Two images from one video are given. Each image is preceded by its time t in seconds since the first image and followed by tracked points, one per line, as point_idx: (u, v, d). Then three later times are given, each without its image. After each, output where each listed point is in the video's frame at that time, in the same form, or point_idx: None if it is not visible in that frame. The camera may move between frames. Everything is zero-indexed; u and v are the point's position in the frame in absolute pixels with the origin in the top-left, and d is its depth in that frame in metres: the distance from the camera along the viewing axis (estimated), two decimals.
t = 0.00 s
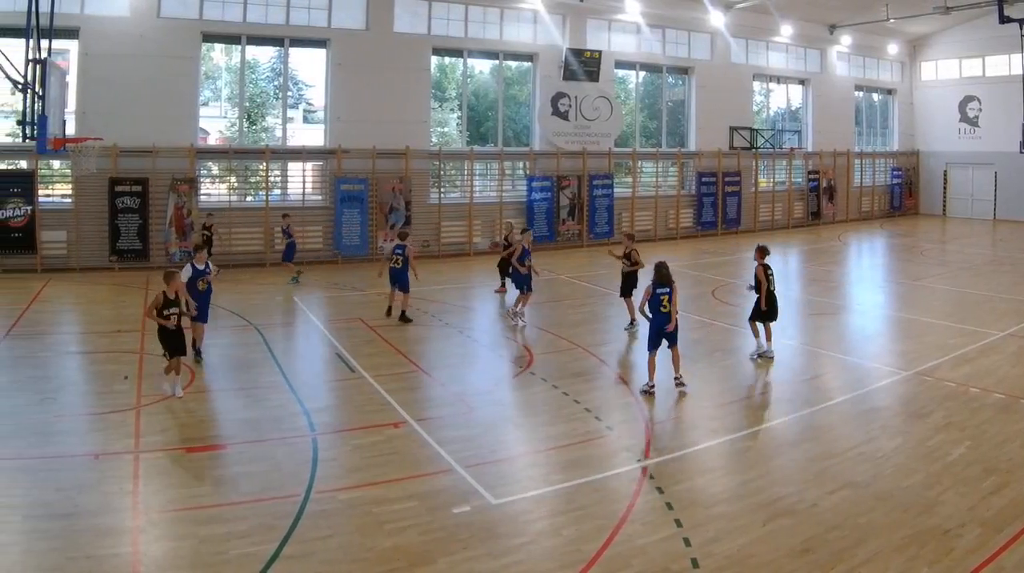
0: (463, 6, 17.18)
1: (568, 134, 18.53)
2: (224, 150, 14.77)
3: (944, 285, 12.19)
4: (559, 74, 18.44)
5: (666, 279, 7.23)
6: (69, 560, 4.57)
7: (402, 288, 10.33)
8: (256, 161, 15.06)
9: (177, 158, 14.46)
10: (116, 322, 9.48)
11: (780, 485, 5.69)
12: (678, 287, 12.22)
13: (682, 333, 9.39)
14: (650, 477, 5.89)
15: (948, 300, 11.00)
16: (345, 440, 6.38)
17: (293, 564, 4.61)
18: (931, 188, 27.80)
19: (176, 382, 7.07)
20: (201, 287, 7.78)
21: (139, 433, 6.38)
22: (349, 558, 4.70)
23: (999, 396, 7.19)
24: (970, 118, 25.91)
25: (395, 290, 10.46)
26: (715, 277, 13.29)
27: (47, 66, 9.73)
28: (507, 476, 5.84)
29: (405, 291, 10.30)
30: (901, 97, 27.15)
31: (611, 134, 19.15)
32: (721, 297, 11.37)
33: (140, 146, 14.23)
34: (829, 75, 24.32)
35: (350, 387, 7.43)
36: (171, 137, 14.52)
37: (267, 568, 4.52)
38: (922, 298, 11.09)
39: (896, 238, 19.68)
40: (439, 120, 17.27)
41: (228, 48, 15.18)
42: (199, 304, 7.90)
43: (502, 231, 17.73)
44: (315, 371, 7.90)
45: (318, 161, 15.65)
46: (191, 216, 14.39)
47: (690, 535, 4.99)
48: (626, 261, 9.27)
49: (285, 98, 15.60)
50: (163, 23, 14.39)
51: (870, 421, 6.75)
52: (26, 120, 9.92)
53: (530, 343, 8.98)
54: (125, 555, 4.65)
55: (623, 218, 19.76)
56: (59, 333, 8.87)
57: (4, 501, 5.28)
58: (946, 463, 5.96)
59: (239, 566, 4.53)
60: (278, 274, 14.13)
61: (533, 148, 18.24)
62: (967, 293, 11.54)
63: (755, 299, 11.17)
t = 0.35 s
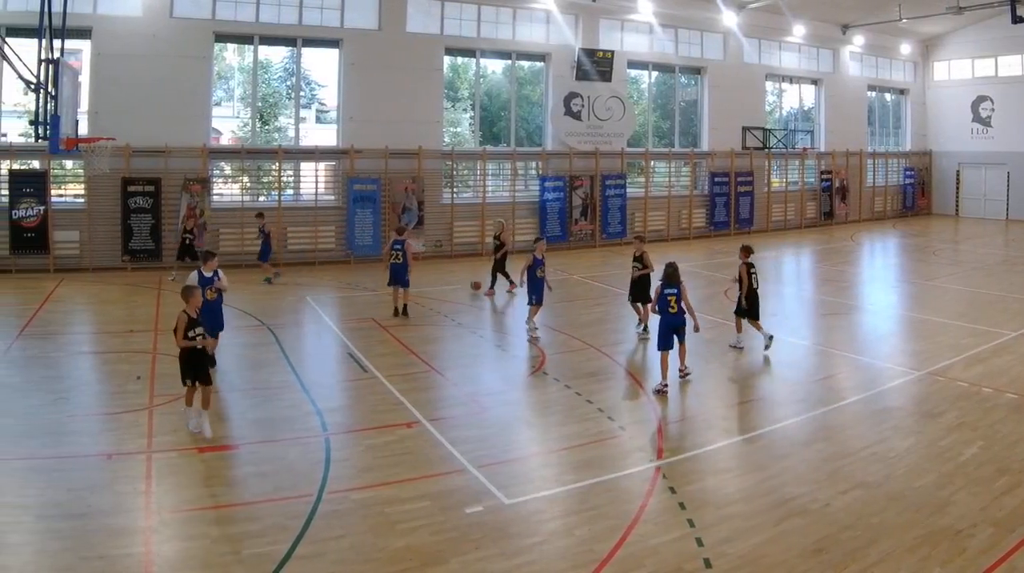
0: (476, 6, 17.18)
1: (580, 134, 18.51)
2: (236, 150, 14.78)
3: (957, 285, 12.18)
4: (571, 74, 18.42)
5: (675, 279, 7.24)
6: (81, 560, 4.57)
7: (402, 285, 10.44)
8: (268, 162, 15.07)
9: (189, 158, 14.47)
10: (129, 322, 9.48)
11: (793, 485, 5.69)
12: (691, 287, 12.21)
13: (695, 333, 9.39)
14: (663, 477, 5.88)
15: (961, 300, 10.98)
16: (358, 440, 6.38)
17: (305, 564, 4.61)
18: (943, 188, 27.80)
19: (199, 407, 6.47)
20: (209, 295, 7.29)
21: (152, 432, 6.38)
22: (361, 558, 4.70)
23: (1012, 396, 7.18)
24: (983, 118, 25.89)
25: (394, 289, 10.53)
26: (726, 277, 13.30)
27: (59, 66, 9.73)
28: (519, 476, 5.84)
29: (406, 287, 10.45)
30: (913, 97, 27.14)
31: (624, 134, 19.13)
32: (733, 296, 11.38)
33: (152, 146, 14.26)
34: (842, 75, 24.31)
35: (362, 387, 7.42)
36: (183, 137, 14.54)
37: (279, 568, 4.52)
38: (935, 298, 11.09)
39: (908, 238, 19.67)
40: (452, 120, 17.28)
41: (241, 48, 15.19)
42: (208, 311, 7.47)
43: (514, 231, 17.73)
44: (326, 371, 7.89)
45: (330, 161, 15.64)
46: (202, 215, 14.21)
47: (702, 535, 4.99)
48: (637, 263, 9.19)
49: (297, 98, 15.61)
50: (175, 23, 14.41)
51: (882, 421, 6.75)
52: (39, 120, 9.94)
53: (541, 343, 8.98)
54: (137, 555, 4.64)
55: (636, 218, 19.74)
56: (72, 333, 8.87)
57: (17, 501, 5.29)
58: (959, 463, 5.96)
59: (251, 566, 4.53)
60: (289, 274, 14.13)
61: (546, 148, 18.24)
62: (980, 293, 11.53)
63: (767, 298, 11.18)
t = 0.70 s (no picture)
0: (489, 6, 17.18)
1: (592, 134, 18.49)
2: (249, 150, 14.79)
3: (971, 285, 12.17)
4: (584, 74, 18.40)
5: (702, 276, 7.49)
6: (94, 560, 4.57)
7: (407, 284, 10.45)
8: (281, 161, 15.07)
9: (202, 158, 14.48)
10: (142, 322, 9.48)
11: (805, 485, 5.68)
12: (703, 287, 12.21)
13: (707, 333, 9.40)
14: (676, 477, 5.88)
15: (975, 300, 10.97)
16: (371, 440, 6.38)
17: (318, 564, 4.61)
18: (956, 188, 27.79)
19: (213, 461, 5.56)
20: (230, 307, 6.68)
21: (165, 432, 6.38)
22: (374, 558, 4.70)
23: None
24: (996, 118, 25.88)
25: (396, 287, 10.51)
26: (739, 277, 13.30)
27: (72, 66, 9.72)
28: (532, 476, 5.84)
29: (410, 286, 10.48)
30: (926, 97, 27.12)
31: (636, 134, 19.12)
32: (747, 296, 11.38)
33: (164, 146, 14.27)
34: (854, 75, 24.29)
35: (375, 387, 7.42)
36: (196, 137, 14.55)
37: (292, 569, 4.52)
38: (948, 298, 11.08)
39: (922, 238, 19.66)
40: (465, 120, 17.28)
41: (254, 48, 15.23)
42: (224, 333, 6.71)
43: (526, 231, 17.73)
44: (340, 371, 7.89)
45: (343, 161, 15.64)
46: (215, 215, 14.42)
47: (715, 535, 4.99)
48: (644, 265, 9.09)
49: (310, 98, 15.62)
50: (188, 23, 14.45)
51: (894, 421, 6.75)
52: (52, 119, 9.95)
53: (553, 343, 8.98)
54: (150, 555, 4.64)
55: (649, 218, 19.74)
56: (85, 333, 8.87)
57: (31, 501, 5.29)
58: (972, 463, 5.96)
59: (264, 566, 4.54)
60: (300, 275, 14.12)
61: (559, 148, 18.23)
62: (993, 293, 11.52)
63: (779, 298, 11.17)
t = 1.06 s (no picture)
0: (500, 6, 17.19)
1: (603, 134, 18.50)
2: (260, 150, 14.81)
3: (982, 285, 12.18)
4: (596, 74, 18.40)
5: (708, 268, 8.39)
6: (106, 560, 4.57)
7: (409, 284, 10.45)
8: (292, 161, 15.09)
9: (213, 158, 14.53)
10: (153, 322, 9.48)
11: (816, 485, 5.68)
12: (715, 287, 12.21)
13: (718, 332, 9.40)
14: (688, 477, 5.88)
15: (986, 300, 10.98)
16: (383, 440, 6.38)
17: (330, 564, 4.61)
18: (967, 188, 27.80)
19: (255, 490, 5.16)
20: (246, 322, 6.16)
21: (176, 433, 6.38)
22: (385, 558, 4.70)
23: None
24: (1007, 118, 25.88)
25: (397, 286, 10.51)
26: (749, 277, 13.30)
27: (83, 66, 9.70)
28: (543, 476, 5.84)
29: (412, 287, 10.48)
30: (937, 97, 27.11)
31: (648, 134, 19.11)
32: (758, 296, 11.39)
33: (175, 146, 14.30)
34: (866, 75, 24.28)
35: (386, 387, 7.42)
36: (206, 137, 14.57)
37: (303, 569, 4.52)
38: (959, 298, 11.08)
39: (933, 238, 19.67)
40: (476, 120, 17.30)
41: (265, 48, 15.27)
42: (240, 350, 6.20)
43: (538, 231, 17.72)
44: (351, 371, 7.89)
45: (354, 161, 15.67)
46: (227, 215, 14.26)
47: (726, 535, 4.99)
48: (655, 268, 9.07)
49: (321, 98, 15.63)
50: (200, 23, 14.49)
51: (905, 421, 6.75)
52: (63, 120, 9.96)
53: (564, 342, 8.97)
54: (162, 555, 4.63)
55: (660, 218, 19.73)
56: (96, 333, 8.87)
57: (42, 501, 5.29)
58: (983, 463, 5.97)
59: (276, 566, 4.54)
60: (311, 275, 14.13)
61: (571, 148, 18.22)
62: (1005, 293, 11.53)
63: (791, 298, 11.17)
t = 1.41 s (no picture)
0: (513, 6, 17.19)
1: (616, 134, 18.52)
2: (273, 150, 14.86)
3: (995, 285, 12.17)
4: (608, 74, 18.39)
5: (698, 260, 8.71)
6: (119, 560, 4.57)
7: (414, 283, 10.43)
8: (305, 161, 15.13)
9: (226, 158, 14.55)
10: (165, 322, 9.48)
11: (829, 485, 5.68)
12: (728, 287, 12.21)
13: (729, 332, 9.42)
14: (700, 477, 5.88)
15: (1000, 300, 10.97)
16: (396, 440, 6.38)
17: (343, 565, 4.61)
18: (980, 187, 27.77)
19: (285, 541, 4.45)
20: (271, 339, 5.67)
21: (189, 433, 6.38)
22: (398, 558, 4.69)
23: None
24: (1020, 118, 25.86)
25: (407, 286, 10.50)
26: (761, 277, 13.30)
27: (95, 66, 9.70)
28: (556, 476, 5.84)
29: (416, 286, 10.47)
30: (950, 97, 27.08)
31: (661, 134, 19.09)
32: (770, 295, 11.41)
33: (188, 146, 14.33)
34: (879, 75, 24.26)
35: (399, 387, 7.42)
36: (219, 137, 14.61)
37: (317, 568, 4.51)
38: (972, 298, 11.08)
39: (945, 238, 19.66)
40: (489, 120, 17.31)
41: (278, 48, 15.31)
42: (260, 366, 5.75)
43: (551, 231, 17.73)
44: (364, 371, 7.89)
45: (367, 161, 15.69)
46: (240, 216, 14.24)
47: (739, 535, 4.99)
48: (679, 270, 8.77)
49: (334, 98, 15.66)
50: (212, 23, 14.53)
51: (917, 421, 6.76)
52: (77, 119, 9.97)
53: (576, 342, 8.98)
54: (175, 555, 4.63)
55: (672, 218, 19.70)
56: (109, 333, 8.88)
57: (54, 501, 5.29)
58: (996, 463, 5.96)
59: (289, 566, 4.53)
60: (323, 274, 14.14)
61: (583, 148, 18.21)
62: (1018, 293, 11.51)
63: (802, 298, 11.19)
